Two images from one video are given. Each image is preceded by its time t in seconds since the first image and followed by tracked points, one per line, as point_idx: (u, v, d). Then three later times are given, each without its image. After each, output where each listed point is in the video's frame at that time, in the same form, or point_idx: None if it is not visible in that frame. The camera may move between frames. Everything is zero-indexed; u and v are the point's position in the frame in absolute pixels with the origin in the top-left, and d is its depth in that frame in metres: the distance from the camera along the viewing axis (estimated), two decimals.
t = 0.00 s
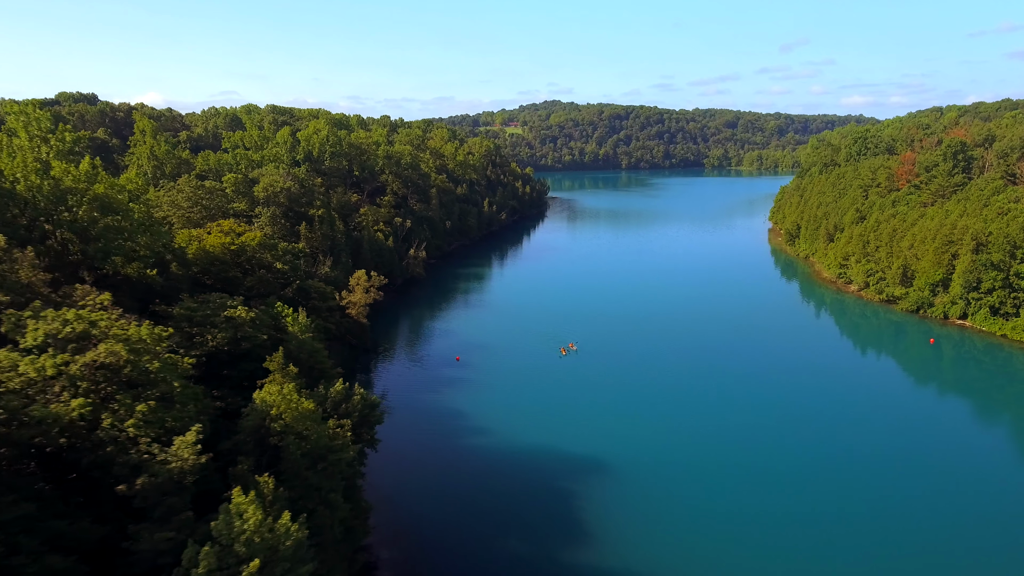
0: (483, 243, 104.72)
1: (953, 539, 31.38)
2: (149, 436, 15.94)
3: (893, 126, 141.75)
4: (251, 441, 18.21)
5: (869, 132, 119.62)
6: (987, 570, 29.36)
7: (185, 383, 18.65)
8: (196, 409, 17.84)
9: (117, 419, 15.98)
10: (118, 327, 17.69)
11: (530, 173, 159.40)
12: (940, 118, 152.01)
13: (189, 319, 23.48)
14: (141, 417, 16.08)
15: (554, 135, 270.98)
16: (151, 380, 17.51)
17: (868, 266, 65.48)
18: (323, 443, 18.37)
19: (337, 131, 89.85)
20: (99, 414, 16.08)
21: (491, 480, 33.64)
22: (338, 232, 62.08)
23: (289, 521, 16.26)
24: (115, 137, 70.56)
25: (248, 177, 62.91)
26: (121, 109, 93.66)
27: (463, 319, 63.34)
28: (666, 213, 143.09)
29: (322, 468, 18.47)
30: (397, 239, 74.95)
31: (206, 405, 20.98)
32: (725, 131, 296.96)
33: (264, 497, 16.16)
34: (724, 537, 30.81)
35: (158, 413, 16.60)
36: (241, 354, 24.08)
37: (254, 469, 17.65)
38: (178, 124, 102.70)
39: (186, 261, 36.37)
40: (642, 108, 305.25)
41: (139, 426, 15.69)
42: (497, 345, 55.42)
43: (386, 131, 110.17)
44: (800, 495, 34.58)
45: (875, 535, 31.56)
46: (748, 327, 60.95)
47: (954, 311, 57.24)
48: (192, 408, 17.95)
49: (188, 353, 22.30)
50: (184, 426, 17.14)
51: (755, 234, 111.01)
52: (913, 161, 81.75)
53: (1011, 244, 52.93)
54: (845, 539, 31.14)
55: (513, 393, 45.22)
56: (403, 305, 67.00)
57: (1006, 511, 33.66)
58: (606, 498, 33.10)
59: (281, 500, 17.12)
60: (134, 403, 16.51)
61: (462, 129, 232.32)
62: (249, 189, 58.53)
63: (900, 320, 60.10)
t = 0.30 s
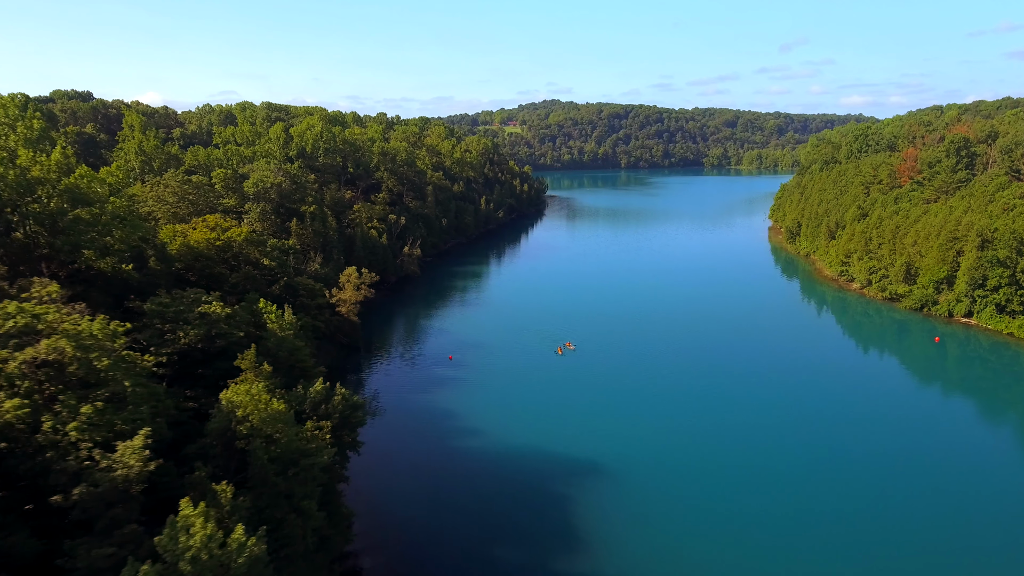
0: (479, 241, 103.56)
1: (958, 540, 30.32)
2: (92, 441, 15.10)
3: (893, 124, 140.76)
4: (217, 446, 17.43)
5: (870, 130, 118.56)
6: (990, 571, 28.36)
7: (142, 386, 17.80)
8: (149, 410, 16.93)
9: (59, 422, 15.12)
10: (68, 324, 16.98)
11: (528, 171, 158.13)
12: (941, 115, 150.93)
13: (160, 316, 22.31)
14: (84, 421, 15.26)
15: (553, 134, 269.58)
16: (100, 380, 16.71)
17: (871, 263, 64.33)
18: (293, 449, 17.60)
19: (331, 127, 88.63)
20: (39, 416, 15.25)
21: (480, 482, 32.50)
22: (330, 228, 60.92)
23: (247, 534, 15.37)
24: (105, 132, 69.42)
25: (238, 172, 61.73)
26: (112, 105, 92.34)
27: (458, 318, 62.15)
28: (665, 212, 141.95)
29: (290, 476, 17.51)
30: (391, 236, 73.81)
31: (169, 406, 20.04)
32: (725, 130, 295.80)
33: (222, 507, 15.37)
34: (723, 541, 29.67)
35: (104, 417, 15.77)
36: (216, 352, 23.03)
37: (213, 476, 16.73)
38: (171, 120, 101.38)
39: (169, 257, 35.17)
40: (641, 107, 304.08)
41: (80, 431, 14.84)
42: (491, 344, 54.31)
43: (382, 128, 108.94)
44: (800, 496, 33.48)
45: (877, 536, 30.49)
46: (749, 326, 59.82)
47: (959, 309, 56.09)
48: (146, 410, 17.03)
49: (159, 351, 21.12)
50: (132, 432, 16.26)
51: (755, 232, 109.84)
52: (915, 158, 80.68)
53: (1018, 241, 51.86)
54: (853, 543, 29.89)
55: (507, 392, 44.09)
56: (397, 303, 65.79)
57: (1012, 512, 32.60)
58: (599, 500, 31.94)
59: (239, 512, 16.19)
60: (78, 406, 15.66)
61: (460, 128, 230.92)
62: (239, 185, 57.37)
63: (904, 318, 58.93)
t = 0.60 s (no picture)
0: (476, 239, 102.31)
1: (963, 542, 29.21)
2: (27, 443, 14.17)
3: (894, 121, 139.68)
4: (178, 450, 16.54)
5: (871, 127, 117.51)
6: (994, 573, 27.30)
7: (92, 385, 16.67)
8: (91, 413, 15.77)
9: None
10: (9, 318, 15.93)
11: (526, 170, 156.85)
12: (942, 113, 149.80)
13: (128, 311, 21.12)
14: (16, 423, 14.22)
15: (551, 133, 268.40)
16: (40, 379, 15.74)
17: (873, 261, 63.15)
18: (257, 454, 16.73)
19: (325, 123, 87.38)
20: None
21: (468, 485, 31.31)
22: (322, 225, 59.68)
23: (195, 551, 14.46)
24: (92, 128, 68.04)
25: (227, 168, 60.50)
26: (103, 101, 90.95)
27: (452, 316, 60.94)
28: (664, 210, 140.78)
29: (254, 483, 16.73)
30: (385, 233, 72.60)
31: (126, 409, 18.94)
32: (724, 129, 294.64)
33: (170, 520, 14.48)
34: (720, 545, 28.51)
35: (38, 419, 14.72)
36: (187, 350, 21.91)
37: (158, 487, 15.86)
38: (164, 116, 100.03)
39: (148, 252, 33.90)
40: (641, 106, 303.19)
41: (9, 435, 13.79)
42: (485, 343, 53.10)
43: (378, 125, 107.67)
44: (800, 498, 32.31)
45: (879, 538, 29.37)
46: (749, 324, 58.63)
47: (964, 307, 54.92)
48: (91, 412, 15.98)
49: (124, 349, 19.92)
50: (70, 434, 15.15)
51: (754, 231, 108.68)
52: (917, 154, 79.58)
53: None
54: (855, 545, 28.75)
55: (499, 392, 42.93)
56: (391, 302, 64.54)
57: (1019, 512, 31.50)
58: (591, 503, 30.80)
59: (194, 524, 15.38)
60: (12, 406, 14.60)
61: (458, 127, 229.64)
62: (228, 180, 56.10)
63: (907, 316, 57.73)
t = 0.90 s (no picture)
0: (473, 237, 101.01)
1: (967, 544, 28.21)
2: None
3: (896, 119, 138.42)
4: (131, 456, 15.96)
5: (872, 124, 116.35)
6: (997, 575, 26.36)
7: (25, 383, 15.19)
8: (18, 414, 14.34)
9: None
10: None
11: (525, 168, 155.58)
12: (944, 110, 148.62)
13: (91, 306, 19.91)
14: None
15: (551, 133, 267.19)
16: None
17: (876, 258, 61.94)
18: (215, 460, 16.43)
19: (319, 119, 86.13)
20: None
21: (457, 489, 30.12)
22: (313, 220, 58.43)
23: (133, 569, 13.50)
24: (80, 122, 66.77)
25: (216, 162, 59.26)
26: (94, 97, 89.62)
27: (446, 315, 59.72)
28: (663, 209, 139.53)
29: (213, 491, 16.25)
30: (379, 230, 71.36)
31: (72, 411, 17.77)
32: (723, 128, 293.35)
33: (101, 536, 13.51)
34: (717, 550, 27.40)
35: None
36: (155, 348, 20.72)
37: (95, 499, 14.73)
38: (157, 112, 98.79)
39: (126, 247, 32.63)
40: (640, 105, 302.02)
41: None
42: (479, 342, 51.92)
43: (374, 122, 106.39)
44: (800, 501, 31.22)
45: (882, 543, 28.27)
46: (750, 323, 57.37)
47: (970, 304, 53.71)
48: (24, 413, 14.83)
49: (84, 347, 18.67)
50: None
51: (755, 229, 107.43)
52: (921, 150, 78.39)
53: None
54: (857, 550, 27.64)
55: (492, 391, 41.82)
56: (384, 300, 63.28)
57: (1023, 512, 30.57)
58: (583, 507, 29.65)
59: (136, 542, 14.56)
60: None
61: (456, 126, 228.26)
62: (216, 175, 54.83)
63: (911, 314, 56.49)
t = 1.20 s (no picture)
0: (469, 235, 99.67)
1: (971, 547, 27.35)
2: None
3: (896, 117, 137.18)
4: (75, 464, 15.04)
5: (873, 121, 115.16)
6: None
7: None
8: None
9: None
10: None
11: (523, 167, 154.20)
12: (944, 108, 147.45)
13: (48, 301, 18.69)
14: None
15: (549, 132, 265.83)
16: None
17: (879, 255, 60.66)
18: (163, 468, 15.42)
19: (312, 115, 84.76)
20: None
21: (444, 493, 28.99)
22: (303, 216, 57.10)
23: None
24: (67, 117, 65.39)
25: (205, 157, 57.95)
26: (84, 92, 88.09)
27: (440, 314, 58.47)
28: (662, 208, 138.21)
29: (162, 501, 15.29)
30: (372, 227, 70.06)
31: (20, 414, 16.66)
32: (723, 127, 292.03)
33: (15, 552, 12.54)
34: (715, 557, 26.31)
35: None
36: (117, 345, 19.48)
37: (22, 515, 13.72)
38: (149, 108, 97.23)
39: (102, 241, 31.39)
40: (639, 104, 300.67)
41: None
42: (472, 340, 50.70)
43: (369, 119, 105.00)
44: (800, 504, 30.13)
45: (885, 548, 27.25)
46: (750, 322, 56.12)
47: (977, 302, 52.44)
48: None
49: (38, 345, 17.47)
50: None
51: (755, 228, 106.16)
52: (923, 146, 77.19)
53: None
54: (861, 558, 26.53)
55: (484, 391, 40.70)
56: (377, 298, 61.98)
57: None
58: (576, 511, 28.53)
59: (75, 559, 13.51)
60: None
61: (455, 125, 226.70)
62: (204, 170, 53.52)
63: (916, 312, 55.23)
